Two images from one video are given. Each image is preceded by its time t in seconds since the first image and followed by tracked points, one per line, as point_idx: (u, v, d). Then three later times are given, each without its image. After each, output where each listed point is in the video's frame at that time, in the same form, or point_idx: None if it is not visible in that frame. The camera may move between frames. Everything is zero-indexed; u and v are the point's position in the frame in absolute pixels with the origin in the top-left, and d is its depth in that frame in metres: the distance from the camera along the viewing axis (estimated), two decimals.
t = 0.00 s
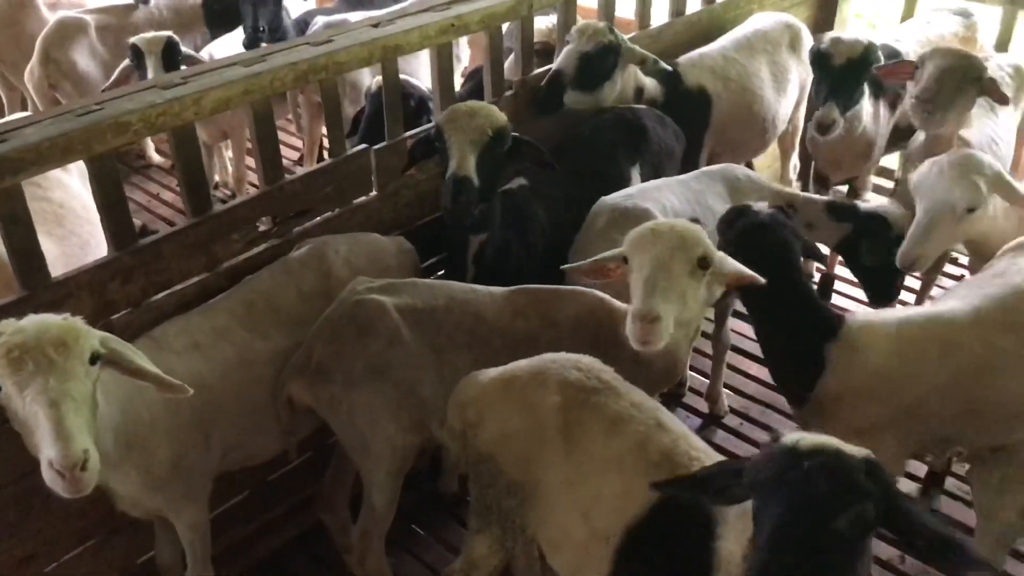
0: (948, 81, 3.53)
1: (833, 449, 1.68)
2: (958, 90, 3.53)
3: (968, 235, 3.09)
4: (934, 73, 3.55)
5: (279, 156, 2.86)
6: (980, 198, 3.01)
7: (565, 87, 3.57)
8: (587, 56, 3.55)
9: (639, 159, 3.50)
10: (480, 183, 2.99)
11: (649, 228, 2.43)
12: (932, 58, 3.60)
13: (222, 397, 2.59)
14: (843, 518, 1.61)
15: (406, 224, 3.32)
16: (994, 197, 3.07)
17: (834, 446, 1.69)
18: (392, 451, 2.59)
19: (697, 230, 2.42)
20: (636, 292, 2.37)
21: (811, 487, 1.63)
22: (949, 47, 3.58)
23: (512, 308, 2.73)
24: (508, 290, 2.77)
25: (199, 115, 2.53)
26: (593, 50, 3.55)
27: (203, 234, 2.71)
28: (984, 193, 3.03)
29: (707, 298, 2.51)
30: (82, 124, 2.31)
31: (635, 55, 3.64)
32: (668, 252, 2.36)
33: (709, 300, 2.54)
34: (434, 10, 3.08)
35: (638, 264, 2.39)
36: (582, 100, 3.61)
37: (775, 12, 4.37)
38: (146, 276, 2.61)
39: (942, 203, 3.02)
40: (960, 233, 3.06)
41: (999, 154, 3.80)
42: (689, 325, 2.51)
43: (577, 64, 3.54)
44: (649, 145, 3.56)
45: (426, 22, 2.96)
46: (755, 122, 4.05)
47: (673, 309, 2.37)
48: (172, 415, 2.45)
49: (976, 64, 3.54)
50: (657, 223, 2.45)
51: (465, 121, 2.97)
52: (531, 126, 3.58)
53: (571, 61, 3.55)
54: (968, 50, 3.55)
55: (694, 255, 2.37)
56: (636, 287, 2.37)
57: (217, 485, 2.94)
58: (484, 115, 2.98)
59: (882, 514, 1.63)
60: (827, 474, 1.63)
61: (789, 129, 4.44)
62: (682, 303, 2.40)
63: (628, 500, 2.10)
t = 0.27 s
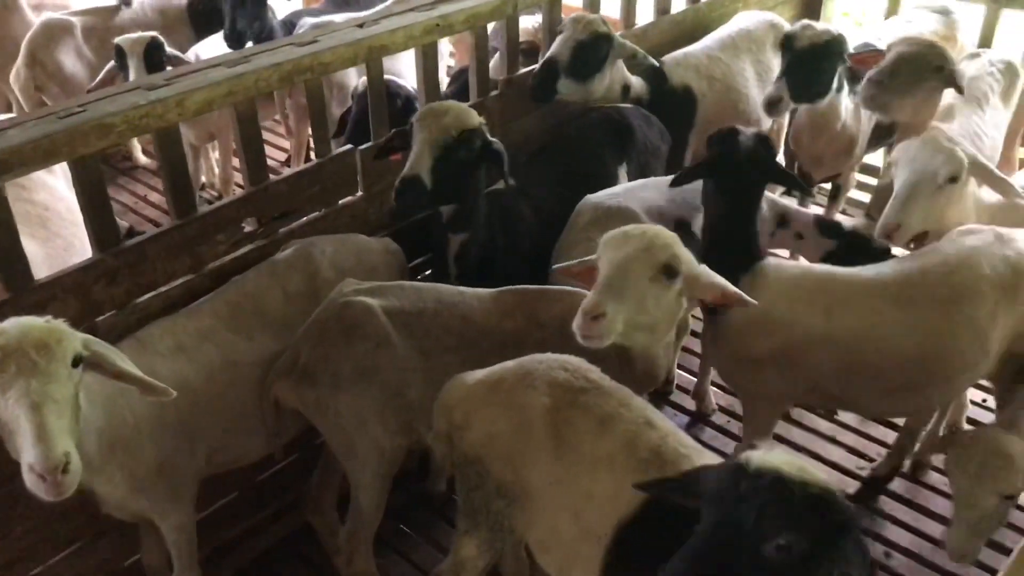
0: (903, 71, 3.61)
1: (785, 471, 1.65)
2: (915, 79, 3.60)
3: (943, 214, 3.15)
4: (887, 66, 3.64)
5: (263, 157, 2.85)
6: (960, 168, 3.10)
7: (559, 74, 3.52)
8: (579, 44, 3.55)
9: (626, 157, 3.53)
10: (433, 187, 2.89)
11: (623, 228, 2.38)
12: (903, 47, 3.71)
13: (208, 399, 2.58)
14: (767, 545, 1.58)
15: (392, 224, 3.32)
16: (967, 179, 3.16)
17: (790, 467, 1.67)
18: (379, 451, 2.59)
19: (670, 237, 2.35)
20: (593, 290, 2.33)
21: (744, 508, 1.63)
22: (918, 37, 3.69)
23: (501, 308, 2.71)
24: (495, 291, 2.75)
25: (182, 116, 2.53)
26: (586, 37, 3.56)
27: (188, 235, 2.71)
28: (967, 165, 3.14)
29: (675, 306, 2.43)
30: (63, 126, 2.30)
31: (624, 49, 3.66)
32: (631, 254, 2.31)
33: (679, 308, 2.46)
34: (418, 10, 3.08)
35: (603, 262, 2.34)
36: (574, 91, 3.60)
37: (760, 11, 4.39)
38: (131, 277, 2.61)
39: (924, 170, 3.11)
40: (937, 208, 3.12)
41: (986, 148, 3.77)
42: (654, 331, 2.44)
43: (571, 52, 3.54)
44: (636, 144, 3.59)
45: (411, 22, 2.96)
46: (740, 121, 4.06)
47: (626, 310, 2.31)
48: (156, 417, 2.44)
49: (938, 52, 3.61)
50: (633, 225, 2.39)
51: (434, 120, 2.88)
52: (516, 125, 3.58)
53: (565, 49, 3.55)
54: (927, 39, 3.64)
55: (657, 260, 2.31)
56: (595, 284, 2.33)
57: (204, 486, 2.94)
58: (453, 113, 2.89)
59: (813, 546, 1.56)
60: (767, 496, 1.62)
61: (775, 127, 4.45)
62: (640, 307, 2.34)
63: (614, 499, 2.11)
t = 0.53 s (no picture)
0: (865, 69, 3.55)
1: (735, 485, 1.68)
2: (877, 77, 3.55)
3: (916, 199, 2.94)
4: (848, 63, 3.57)
5: (245, 160, 2.84)
6: (940, 154, 2.93)
7: (542, 74, 3.54)
8: (563, 45, 3.56)
9: (610, 157, 3.52)
10: (409, 187, 2.87)
11: (597, 233, 2.40)
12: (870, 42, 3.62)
13: (191, 403, 2.57)
14: (708, 562, 1.60)
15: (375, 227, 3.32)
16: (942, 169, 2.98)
17: (741, 484, 1.69)
18: (363, 455, 2.58)
19: (643, 244, 2.35)
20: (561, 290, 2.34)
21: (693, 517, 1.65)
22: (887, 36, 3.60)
23: (488, 310, 2.69)
24: (481, 294, 2.73)
25: (163, 120, 2.52)
26: (570, 38, 3.56)
27: (169, 239, 2.70)
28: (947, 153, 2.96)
29: (644, 314, 2.41)
30: (42, 129, 2.29)
31: (607, 51, 3.66)
32: (599, 258, 2.31)
33: (648, 316, 2.43)
34: (399, 12, 3.08)
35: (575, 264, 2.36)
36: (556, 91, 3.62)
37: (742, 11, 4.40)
38: (112, 282, 2.60)
39: (901, 147, 2.93)
40: (906, 191, 2.93)
41: (968, 145, 3.76)
42: (621, 339, 2.42)
43: (554, 52, 3.55)
44: (622, 147, 3.58)
45: (392, 23, 2.95)
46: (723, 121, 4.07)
47: (588, 314, 2.30)
48: (138, 421, 2.43)
49: (900, 49, 3.55)
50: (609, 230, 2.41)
51: (413, 121, 2.88)
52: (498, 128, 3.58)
53: (549, 49, 3.56)
54: (889, 36, 3.57)
55: (623, 266, 2.30)
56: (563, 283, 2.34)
57: (187, 491, 2.93)
58: (432, 115, 2.89)
59: (752, 566, 1.59)
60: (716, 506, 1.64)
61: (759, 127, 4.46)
62: (605, 312, 2.33)
63: (599, 500, 2.10)
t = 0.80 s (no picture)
0: (832, 71, 3.54)
1: (716, 476, 1.68)
2: (844, 78, 3.55)
3: (900, 190, 2.86)
4: (815, 67, 3.55)
5: (224, 165, 2.83)
6: (923, 146, 2.78)
7: (525, 75, 3.52)
8: (544, 45, 3.55)
9: (585, 156, 3.54)
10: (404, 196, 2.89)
11: (579, 235, 2.40)
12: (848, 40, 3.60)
13: (172, 410, 2.56)
14: (683, 550, 1.62)
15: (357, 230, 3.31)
16: (930, 164, 2.84)
17: (724, 476, 1.69)
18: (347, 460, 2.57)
19: (624, 246, 2.35)
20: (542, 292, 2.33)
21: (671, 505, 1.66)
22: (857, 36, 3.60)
23: (470, 313, 2.69)
24: (464, 297, 2.73)
25: (140, 125, 2.50)
26: (551, 39, 3.56)
27: (148, 245, 2.68)
28: (933, 146, 2.81)
29: (625, 316, 2.41)
30: (17, 136, 2.27)
31: (588, 51, 3.66)
32: (580, 260, 2.31)
33: (629, 318, 2.44)
34: (378, 15, 3.07)
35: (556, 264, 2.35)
36: (540, 91, 3.59)
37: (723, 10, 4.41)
38: (91, 289, 2.58)
39: (885, 136, 2.82)
40: (888, 183, 2.83)
41: (952, 139, 3.77)
42: (602, 341, 2.42)
43: (536, 52, 3.54)
44: (595, 143, 3.60)
45: (371, 26, 2.94)
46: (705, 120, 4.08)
47: (568, 317, 2.30)
48: (118, 429, 2.42)
49: (869, 49, 3.55)
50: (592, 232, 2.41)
51: (398, 128, 2.88)
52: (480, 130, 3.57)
53: (530, 49, 3.54)
54: (857, 38, 3.57)
55: (605, 268, 2.30)
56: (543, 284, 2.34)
57: (170, 498, 2.91)
58: (416, 122, 2.88)
59: (728, 559, 1.60)
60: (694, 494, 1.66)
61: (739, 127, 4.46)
62: (585, 314, 2.33)
63: (582, 502, 2.10)
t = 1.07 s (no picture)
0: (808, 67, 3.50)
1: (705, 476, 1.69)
2: (819, 74, 3.51)
3: (867, 186, 2.87)
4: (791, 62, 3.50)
5: (202, 169, 2.81)
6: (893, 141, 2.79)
7: (500, 75, 3.55)
8: (520, 45, 3.57)
9: (572, 161, 3.52)
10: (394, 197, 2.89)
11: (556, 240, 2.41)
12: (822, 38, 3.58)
13: (151, 416, 2.54)
14: (663, 546, 1.62)
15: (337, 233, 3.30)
16: (900, 159, 2.85)
17: (713, 479, 1.70)
18: (329, 465, 2.56)
19: (601, 251, 2.36)
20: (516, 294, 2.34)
21: (653, 502, 1.67)
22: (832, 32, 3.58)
23: (453, 317, 2.68)
24: (447, 301, 2.73)
25: (115, 130, 2.48)
26: (527, 39, 3.58)
27: (126, 250, 2.66)
28: (904, 141, 2.82)
29: (601, 319, 2.41)
30: None
31: (563, 51, 3.67)
32: (555, 264, 2.32)
33: (605, 322, 2.43)
34: (356, 17, 3.06)
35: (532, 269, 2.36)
36: (513, 90, 3.60)
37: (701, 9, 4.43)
38: (68, 295, 2.56)
39: (858, 128, 2.81)
40: (858, 177, 2.83)
41: (928, 134, 3.80)
42: (578, 344, 2.42)
43: (512, 52, 3.56)
44: (583, 149, 3.57)
45: (349, 29, 2.93)
46: (684, 120, 4.10)
47: (542, 321, 2.30)
48: (97, 436, 2.40)
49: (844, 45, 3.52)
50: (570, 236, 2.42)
51: (381, 132, 2.87)
52: (459, 131, 3.57)
53: (506, 48, 3.57)
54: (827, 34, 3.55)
55: (580, 272, 2.31)
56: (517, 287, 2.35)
57: (150, 504, 2.90)
58: (398, 124, 2.88)
59: (708, 559, 1.59)
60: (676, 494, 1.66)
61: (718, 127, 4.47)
62: (560, 319, 2.33)
63: (564, 506, 2.10)
